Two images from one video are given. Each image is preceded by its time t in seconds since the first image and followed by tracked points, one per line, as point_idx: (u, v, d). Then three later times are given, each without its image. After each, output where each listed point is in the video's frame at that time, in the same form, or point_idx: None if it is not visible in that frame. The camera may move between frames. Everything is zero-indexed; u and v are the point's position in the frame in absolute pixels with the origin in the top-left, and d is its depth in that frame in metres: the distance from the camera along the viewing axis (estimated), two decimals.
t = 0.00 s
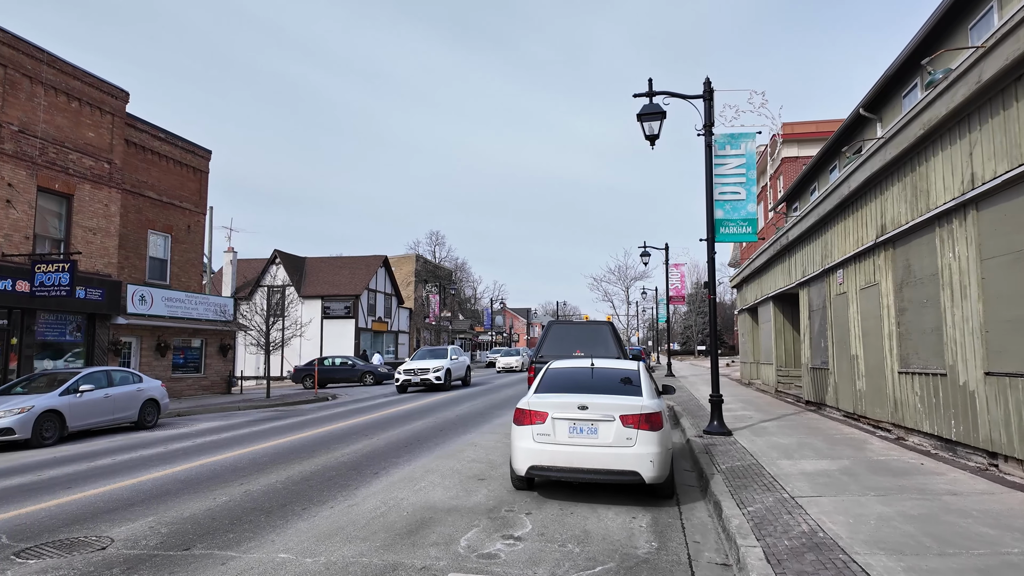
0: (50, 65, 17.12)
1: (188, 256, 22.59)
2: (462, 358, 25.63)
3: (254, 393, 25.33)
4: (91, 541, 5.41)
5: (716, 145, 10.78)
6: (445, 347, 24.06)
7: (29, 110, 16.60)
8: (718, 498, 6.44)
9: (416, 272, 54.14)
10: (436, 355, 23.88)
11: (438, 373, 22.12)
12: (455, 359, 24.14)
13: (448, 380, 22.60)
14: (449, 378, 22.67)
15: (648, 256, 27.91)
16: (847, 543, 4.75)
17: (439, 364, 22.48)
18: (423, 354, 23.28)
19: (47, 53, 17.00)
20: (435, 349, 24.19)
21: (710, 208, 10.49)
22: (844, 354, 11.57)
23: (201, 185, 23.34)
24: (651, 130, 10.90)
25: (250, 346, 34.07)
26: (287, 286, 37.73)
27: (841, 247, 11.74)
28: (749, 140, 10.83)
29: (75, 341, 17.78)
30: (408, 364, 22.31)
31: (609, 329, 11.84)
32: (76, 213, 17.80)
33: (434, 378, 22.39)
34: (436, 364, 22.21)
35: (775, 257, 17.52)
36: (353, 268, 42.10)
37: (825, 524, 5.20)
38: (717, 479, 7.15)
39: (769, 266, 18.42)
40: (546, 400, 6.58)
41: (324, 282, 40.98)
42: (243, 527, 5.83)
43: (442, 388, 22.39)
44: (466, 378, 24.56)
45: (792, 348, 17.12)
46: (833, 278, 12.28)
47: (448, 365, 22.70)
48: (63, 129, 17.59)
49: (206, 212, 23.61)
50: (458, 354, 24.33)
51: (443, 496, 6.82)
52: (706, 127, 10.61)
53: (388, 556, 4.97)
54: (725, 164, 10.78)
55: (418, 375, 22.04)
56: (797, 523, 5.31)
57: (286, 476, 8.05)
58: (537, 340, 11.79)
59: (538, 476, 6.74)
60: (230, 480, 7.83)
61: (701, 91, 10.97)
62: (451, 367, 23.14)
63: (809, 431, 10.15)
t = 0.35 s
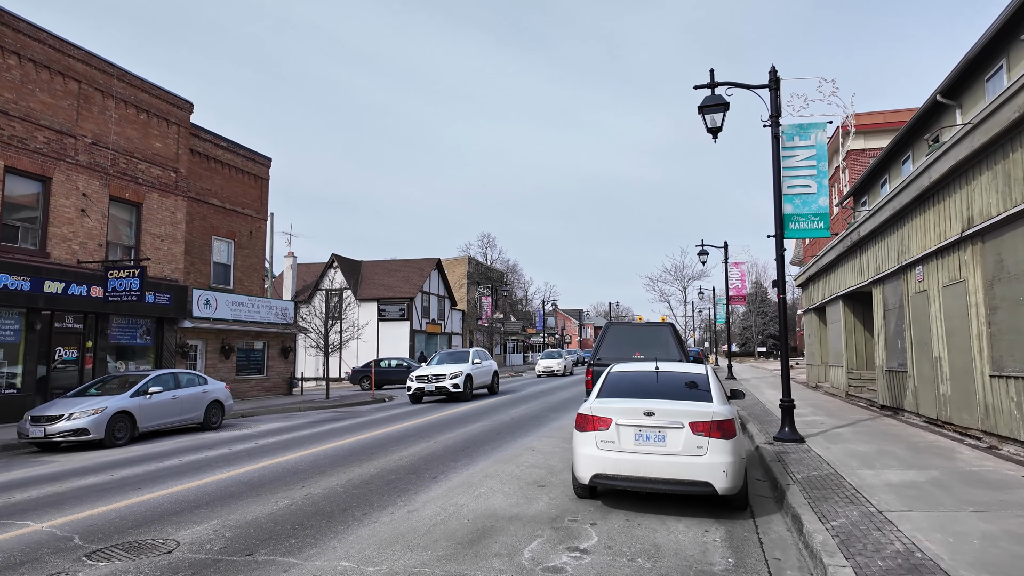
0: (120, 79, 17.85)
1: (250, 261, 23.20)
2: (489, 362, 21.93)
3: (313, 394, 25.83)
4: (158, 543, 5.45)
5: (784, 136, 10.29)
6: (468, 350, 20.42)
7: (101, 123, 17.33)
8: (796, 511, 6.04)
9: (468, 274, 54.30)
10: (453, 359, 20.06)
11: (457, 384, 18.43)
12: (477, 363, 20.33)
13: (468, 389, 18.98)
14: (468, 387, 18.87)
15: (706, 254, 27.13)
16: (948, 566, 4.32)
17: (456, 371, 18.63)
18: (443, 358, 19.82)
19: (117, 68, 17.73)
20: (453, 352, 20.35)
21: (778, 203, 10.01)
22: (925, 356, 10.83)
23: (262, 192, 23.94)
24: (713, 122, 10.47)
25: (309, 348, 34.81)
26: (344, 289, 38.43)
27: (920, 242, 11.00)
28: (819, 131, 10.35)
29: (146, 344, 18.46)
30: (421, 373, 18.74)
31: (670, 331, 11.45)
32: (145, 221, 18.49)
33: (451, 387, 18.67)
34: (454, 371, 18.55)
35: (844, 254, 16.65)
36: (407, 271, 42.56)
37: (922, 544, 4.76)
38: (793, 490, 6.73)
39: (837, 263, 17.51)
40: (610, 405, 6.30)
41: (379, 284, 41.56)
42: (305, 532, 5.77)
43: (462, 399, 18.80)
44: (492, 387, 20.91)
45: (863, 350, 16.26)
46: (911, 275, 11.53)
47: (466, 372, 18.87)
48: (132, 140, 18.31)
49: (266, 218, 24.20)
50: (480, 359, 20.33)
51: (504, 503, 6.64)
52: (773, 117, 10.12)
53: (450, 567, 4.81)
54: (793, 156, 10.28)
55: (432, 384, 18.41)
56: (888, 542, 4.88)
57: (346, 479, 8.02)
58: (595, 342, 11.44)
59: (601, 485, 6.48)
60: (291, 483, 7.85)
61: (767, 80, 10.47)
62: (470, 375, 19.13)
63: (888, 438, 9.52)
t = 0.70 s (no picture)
0: (195, 95, 18.62)
1: (316, 269, 23.79)
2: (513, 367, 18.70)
3: (377, 398, 26.25)
4: (234, 550, 5.51)
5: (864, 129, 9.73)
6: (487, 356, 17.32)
7: (177, 138, 18.12)
8: (892, 531, 5.60)
9: (527, 279, 54.14)
10: (468, 368, 16.95)
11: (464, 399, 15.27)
12: (496, 372, 17.16)
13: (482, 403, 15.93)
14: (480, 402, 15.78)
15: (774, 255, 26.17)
16: None
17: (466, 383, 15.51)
18: (455, 368, 16.82)
19: (192, 85, 18.50)
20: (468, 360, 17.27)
21: (859, 200, 9.46)
22: None
23: (327, 201, 24.53)
24: (787, 117, 10.01)
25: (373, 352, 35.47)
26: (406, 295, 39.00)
27: (1018, 240, 10.18)
28: (902, 122, 9.74)
29: (220, 350, 19.13)
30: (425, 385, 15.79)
31: (743, 335, 11.01)
32: (218, 231, 19.21)
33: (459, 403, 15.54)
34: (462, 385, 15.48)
35: (926, 253, 15.68)
36: (466, 276, 42.87)
37: None
38: (886, 507, 6.26)
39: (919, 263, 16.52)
40: (686, 416, 6.02)
41: (439, 290, 42.00)
42: (375, 541, 5.73)
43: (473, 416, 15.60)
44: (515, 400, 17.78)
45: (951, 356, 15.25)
46: (1008, 275, 10.68)
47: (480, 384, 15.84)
48: (206, 153, 19.06)
49: (331, 226, 24.77)
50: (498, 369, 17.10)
51: (574, 516, 6.45)
52: (852, 110, 9.58)
53: None
54: (875, 151, 9.71)
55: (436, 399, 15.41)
56: (1005, 570, 4.43)
57: (413, 486, 7.99)
58: (662, 348, 11.09)
59: (676, 499, 6.20)
60: (360, 489, 7.88)
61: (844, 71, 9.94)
62: (485, 388, 16.06)
63: (986, 452, 8.81)
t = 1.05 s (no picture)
0: (270, 109, 19.35)
1: (385, 275, 24.28)
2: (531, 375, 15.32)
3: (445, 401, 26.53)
4: (316, 551, 5.61)
5: (958, 118, 9.12)
6: (495, 361, 14.05)
7: (254, 150, 18.87)
8: (1006, 549, 5.17)
9: (591, 281, 53.09)
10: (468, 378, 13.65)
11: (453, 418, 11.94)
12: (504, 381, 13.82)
13: (479, 422, 12.60)
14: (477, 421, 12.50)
15: (853, 253, 24.96)
16: None
17: (457, 397, 12.24)
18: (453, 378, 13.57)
19: (267, 99, 19.24)
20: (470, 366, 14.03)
21: (954, 195, 8.87)
22: None
23: (394, 209, 25.01)
24: (871, 109, 9.50)
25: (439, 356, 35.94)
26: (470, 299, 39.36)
27: None
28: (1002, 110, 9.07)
29: (295, 354, 19.77)
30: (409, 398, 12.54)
31: (827, 338, 10.50)
32: (293, 239, 19.88)
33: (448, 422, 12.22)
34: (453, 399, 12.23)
35: None
36: (530, 280, 42.89)
37: None
38: (997, 523, 5.79)
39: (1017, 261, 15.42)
40: (772, 424, 5.74)
41: (503, 294, 42.18)
42: (452, 546, 5.71)
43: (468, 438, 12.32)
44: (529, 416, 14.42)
45: None
46: None
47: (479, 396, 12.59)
48: (281, 165, 19.76)
49: (399, 233, 25.24)
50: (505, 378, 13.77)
51: (653, 525, 6.26)
52: (944, 98, 9.00)
53: None
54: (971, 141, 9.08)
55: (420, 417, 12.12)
56: None
57: (486, 490, 7.97)
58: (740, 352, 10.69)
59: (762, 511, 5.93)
60: (434, 492, 7.92)
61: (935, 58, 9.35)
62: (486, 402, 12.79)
63: None
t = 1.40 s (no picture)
0: (334, 120, 19.90)
1: (445, 279, 24.57)
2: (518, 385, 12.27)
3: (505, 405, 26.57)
4: (388, 552, 5.68)
5: None
6: (463, 368, 10.98)
7: (320, 160, 19.43)
8: None
9: (649, 283, 52.38)
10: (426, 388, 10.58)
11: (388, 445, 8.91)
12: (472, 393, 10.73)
13: (428, 447, 9.49)
14: (422, 446, 9.33)
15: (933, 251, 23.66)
16: None
17: (394, 416, 9.14)
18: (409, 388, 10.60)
19: (332, 110, 19.79)
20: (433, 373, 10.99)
21: None
22: None
23: (453, 213, 25.28)
24: (956, 97, 8.97)
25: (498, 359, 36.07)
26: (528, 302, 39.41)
27: None
28: None
29: (360, 357, 20.22)
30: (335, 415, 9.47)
31: (909, 339, 9.98)
32: (357, 245, 20.36)
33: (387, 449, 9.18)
34: (389, 418, 9.12)
35: None
36: (588, 282, 42.60)
37: None
38: None
39: None
40: (855, 430, 5.47)
41: (561, 297, 42.01)
42: (522, 551, 5.67)
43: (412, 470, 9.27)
44: (511, 437, 11.31)
45: None
46: None
47: (429, 414, 9.49)
48: (345, 173, 20.27)
49: (458, 237, 25.50)
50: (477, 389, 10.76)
51: (727, 535, 6.06)
52: None
53: None
54: None
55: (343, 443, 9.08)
56: None
57: (552, 495, 7.90)
58: (812, 353, 10.29)
59: (844, 522, 5.66)
60: (501, 496, 7.90)
61: None
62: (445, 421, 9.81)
63: None
